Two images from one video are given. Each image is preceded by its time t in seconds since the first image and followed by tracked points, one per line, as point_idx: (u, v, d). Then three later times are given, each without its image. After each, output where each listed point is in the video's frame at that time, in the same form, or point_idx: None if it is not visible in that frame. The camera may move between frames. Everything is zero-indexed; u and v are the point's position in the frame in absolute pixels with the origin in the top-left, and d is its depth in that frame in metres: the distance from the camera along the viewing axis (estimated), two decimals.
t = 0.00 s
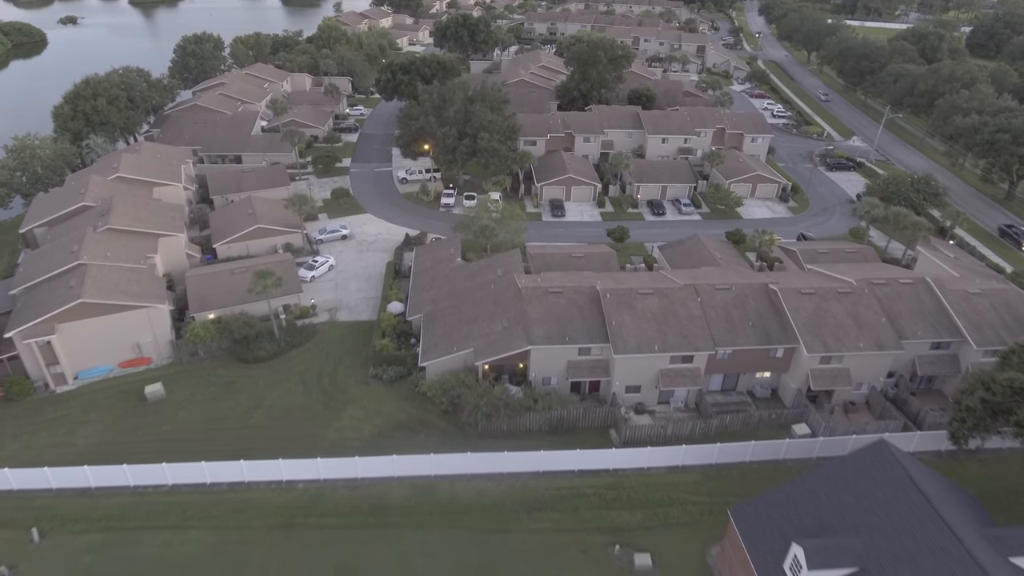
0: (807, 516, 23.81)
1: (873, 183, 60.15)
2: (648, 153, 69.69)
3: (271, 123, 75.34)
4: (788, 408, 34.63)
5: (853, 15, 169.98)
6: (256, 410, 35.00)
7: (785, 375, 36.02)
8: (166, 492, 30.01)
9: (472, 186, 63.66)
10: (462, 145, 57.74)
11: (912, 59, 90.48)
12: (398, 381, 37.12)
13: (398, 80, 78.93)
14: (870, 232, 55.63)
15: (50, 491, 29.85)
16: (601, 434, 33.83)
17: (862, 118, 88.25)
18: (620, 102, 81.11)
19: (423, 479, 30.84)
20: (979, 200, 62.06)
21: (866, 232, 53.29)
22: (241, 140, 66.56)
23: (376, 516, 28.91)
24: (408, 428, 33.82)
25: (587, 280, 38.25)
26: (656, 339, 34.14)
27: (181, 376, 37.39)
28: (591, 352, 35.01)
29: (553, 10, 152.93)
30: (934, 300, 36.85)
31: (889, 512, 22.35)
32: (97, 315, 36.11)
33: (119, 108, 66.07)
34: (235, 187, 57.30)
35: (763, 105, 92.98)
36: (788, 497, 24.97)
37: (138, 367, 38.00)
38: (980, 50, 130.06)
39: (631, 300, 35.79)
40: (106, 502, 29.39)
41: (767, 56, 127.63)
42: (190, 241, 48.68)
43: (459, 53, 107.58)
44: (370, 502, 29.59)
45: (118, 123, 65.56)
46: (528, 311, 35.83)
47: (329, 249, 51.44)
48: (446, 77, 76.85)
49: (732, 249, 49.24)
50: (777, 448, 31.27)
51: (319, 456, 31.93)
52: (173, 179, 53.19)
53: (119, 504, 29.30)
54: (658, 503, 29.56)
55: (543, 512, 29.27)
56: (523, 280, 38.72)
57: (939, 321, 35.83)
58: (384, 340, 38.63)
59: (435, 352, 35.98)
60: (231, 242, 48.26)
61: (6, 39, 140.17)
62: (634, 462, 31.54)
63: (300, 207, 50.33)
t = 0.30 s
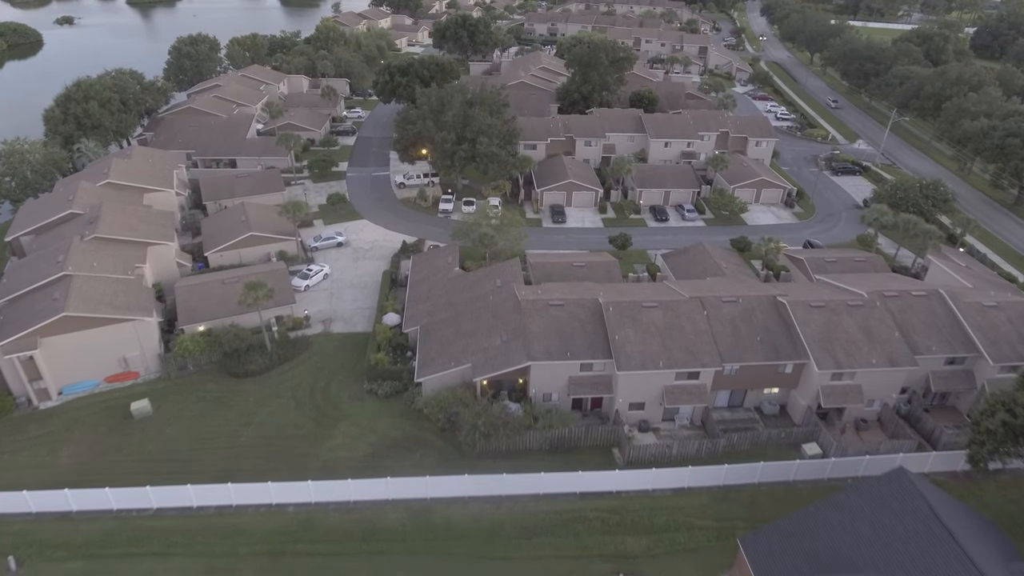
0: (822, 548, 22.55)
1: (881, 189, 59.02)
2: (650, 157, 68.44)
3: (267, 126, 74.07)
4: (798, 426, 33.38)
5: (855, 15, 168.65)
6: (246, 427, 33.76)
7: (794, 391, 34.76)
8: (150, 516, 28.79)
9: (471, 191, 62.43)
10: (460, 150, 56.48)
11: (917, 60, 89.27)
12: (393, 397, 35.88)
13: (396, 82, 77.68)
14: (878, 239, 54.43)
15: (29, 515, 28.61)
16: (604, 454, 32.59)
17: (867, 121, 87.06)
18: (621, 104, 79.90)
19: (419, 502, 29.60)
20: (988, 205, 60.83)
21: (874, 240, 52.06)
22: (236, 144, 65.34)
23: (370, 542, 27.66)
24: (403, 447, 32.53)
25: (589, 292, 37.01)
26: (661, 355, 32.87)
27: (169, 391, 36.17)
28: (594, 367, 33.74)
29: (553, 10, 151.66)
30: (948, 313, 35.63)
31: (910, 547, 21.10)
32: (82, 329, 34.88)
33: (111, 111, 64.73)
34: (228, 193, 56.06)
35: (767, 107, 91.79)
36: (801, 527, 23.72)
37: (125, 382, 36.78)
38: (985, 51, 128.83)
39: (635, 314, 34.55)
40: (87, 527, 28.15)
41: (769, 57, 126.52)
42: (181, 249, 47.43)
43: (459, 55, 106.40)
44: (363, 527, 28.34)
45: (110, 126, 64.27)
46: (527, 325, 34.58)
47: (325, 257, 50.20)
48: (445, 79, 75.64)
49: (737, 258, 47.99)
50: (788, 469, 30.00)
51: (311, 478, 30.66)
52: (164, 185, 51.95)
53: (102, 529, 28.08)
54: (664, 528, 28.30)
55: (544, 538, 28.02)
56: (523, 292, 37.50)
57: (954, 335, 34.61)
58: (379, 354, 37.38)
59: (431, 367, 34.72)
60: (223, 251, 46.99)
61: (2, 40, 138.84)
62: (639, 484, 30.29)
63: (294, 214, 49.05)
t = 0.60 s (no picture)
0: None
1: (889, 195, 57.73)
2: (653, 161, 67.13)
3: (262, 130, 72.76)
4: (809, 447, 32.08)
5: (859, 15, 167.17)
6: (235, 446, 32.47)
7: (805, 409, 33.47)
8: (132, 543, 27.49)
9: (471, 196, 61.15)
10: (459, 155, 55.22)
11: (924, 63, 87.93)
12: (388, 414, 34.59)
13: (394, 84, 76.34)
14: (887, 247, 53.11)
15: (6, 542, 27.33)
16: (607, 475, 31.28)
17: (872, 124, 85.78)
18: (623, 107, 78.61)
19: (415, 528, 28.29)
20: (998, 212, 59.51)
21: (883, 248, 50.79)
22: (230, 148, 64.08)
23: (362, 571, 26.39)
24: (398, 468, 31.24)
25: (591, 305, 35.71)
26: (667, 373, 31.56)
27: (156, 408, 34.90)
28: (596, 385, 32.47)
29: (554, 11, 150.38)
30: (964, 328, 34.31)
31: None
32: (65, 344, 33.61)
33: (103, 115, 63.45)
34: (222, 199, 54.80)
35: (771, 109, 90.50)
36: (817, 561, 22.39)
37: (111, 398, 35.51)
38: (990, 52, 127.41)
39: (640, 329, 33.26)
40: (67, 555, 26.88)
41: (773, 58, 125.24)
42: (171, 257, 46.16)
43: (458, 56, 105.13)
44: (355, 555, 27.04)
45: (103, 129, 62.97)
46: (527, 340, 33.28)
47: (320, 265, 48.91)
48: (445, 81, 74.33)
49: (744, 267, 46.67)
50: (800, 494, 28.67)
51: (302, 502, 29.38)
52: (156, 191, 50.68)
53: (81, 557, 26.80)
54: (671, 555, 27.00)
55: (545, 567, 26.70)
56: (523, 305, 36.22)
57: (971, 351, 33.30)
58: (373, 369, 36.10)
59: (428, 384, 33.43)
60: (215, 260, 45.70)
61: None
62: (644, 509, 28.98)
63: (288, 221, 47.75)
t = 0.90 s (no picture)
0: None
1: (898, 201, 56.38)
2: (656, 166, 65.74)
3: (257, 133, 71.36)
4: (821, 469, 30.73)
5: (861, 16, 165.71)
6: (222, 468, 31.13)
7: (817, 429, 32.11)
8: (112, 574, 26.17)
9: (469, 202, 59.79)
10: (458, 160, 53.89)
11: (930, 64, 86.47)
12: (382, 433, 33.24)
13: (392, 87, 74.96)
14: (897, 255, 51.80)
15: None
16: (610, 499, 29.92)
17: (878, 127, 84.45)
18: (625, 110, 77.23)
19: (409, 557, 26.95)
20: (1009, 218, 58.12)
21: (893, 256, 49.46)
22: (224, 153, 62.78)
23: None
24: (392, 492, 29.90)
25: (594, 319, 34.39)
26: (673, 392, 30.19)
27: (141, 426, 33.58)
28: (599, 405, 31.12)
29: (555, 11, 148.98)
30: (982, 343, 32.99)
31: None
32: (46, 361, 32.26)
33: (94, 118, 62.08)
34: (214, 205, 53.47)
35: (774, 112, 89.17)
36: None
37: (94, 416, 34.21)
38: (995, 54, 126.02)
39: (645, 345, 31.92)
40: None
41: (776, 59, 123.89)
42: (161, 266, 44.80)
43: (458, 58, 103.76)
44: None
45: (93, 133, 61.62)
46: (527, 357, 31.94)
47: (314, 274, 47.58)
48: (444, 84, 72.97)
49: (751, 277, 45.30)
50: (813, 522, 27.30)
51: (291, 529, 28.05)
52: (146, 197, 49.35)
53: None
54: None
55: None
56: (523, 320, 34.89)
57: (989, 369, 31.97)
58: (368, 386, 34.78)
59: (424, 403, 32.09)
60: (205, 269, 44.37)
61: None
62: (650, 536, 27.64)
63: (281, 229, 46.41)
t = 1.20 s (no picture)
0: None
1: (907, 208, 55.02)
2: (658, 171, 64.30)
3: (252, 137, 69.96)
4: (835, 494, 29.35)
5: (863, 16, 164.27)
6: (208, 492, 29.75)
7: (829, 451, 30.73)
8: None
9: (468, 208, 58.43)
10: (455, 166, 52.51)
11: (936, 66, 85.04)
12: (376, 455, 31.87)
13: (390, 89, 73.57)
14: (907, 264, 50.39)
15: None
16: (614, 526, 28.54)
17: (883, 130, 83.13)
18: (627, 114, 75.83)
19: None
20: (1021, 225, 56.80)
21: (903, 265, 48.06)
22: (217, 158, 61.42)
23: None
24: (385, 519, 28.53)
25: (596, 336, 33.01)
26: (680, 414, 28.83)
27: (125, 447, 32.21)
28: (602, 426, 29.77)
29: (555, 11, 147.58)
30: (1001, 361, 31.64)
31: None
32: (24, 380, 30.87)
33: (84, 122, 60.66)
34: (206, 212, 52.09)
35: (778, 115, 87.80)
36: None
37: (76, 436, 32.78)
38: (999, 54, 124.65)
39: (650, 364, 30.55)
40: None
41: (778, 61, 122.56)
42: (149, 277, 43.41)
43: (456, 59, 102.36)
44: None
45: (83, 137, 60.20)
46: (527, 376, 30.57)
47: (308, 284, 46.21)
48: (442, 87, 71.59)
49: (757, 287, 43.91)
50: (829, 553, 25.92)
51: (279, 559, 26.69)
52: (134, 205, 47.95)
53: None
54: None
55: None
56: (522, 335, 33.51)
57: (1009, 388, 30.60)
58: (361, 405, 33.40)
59: (419, 424, 30.71)
60: (194, 279, 42.97)
61: None
62: (656, 568, 26.26)
63: (273, 238, 45.00)
